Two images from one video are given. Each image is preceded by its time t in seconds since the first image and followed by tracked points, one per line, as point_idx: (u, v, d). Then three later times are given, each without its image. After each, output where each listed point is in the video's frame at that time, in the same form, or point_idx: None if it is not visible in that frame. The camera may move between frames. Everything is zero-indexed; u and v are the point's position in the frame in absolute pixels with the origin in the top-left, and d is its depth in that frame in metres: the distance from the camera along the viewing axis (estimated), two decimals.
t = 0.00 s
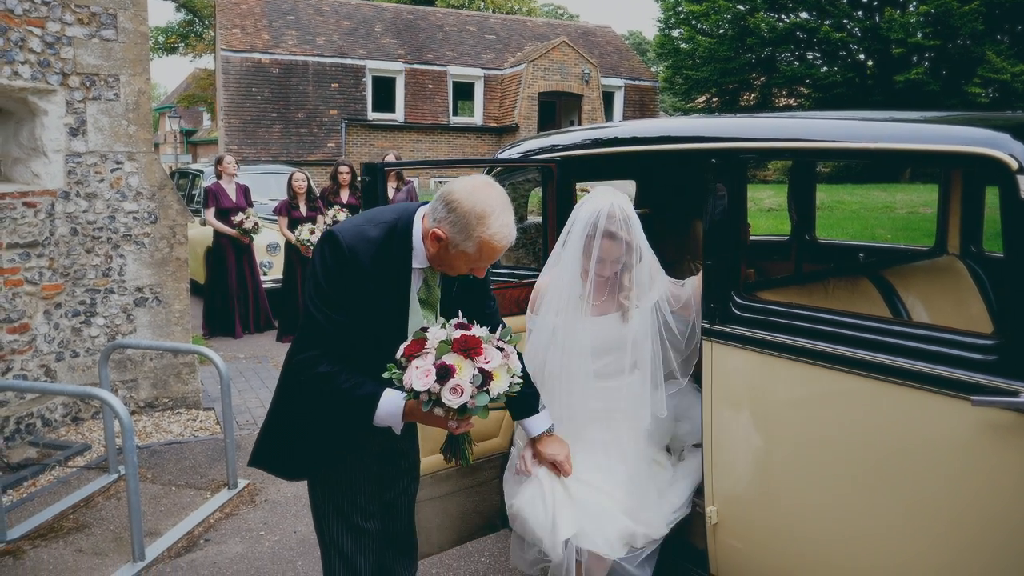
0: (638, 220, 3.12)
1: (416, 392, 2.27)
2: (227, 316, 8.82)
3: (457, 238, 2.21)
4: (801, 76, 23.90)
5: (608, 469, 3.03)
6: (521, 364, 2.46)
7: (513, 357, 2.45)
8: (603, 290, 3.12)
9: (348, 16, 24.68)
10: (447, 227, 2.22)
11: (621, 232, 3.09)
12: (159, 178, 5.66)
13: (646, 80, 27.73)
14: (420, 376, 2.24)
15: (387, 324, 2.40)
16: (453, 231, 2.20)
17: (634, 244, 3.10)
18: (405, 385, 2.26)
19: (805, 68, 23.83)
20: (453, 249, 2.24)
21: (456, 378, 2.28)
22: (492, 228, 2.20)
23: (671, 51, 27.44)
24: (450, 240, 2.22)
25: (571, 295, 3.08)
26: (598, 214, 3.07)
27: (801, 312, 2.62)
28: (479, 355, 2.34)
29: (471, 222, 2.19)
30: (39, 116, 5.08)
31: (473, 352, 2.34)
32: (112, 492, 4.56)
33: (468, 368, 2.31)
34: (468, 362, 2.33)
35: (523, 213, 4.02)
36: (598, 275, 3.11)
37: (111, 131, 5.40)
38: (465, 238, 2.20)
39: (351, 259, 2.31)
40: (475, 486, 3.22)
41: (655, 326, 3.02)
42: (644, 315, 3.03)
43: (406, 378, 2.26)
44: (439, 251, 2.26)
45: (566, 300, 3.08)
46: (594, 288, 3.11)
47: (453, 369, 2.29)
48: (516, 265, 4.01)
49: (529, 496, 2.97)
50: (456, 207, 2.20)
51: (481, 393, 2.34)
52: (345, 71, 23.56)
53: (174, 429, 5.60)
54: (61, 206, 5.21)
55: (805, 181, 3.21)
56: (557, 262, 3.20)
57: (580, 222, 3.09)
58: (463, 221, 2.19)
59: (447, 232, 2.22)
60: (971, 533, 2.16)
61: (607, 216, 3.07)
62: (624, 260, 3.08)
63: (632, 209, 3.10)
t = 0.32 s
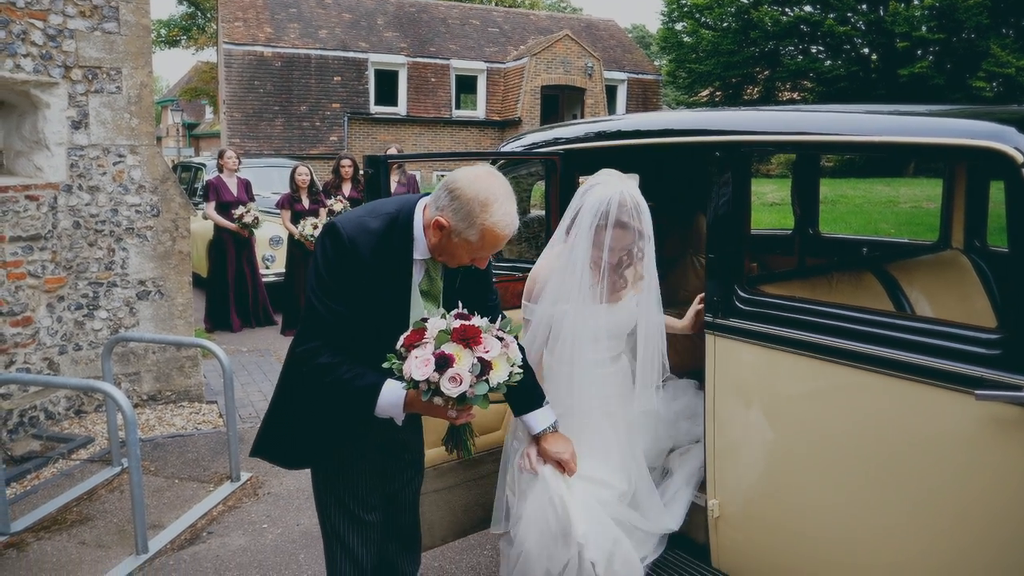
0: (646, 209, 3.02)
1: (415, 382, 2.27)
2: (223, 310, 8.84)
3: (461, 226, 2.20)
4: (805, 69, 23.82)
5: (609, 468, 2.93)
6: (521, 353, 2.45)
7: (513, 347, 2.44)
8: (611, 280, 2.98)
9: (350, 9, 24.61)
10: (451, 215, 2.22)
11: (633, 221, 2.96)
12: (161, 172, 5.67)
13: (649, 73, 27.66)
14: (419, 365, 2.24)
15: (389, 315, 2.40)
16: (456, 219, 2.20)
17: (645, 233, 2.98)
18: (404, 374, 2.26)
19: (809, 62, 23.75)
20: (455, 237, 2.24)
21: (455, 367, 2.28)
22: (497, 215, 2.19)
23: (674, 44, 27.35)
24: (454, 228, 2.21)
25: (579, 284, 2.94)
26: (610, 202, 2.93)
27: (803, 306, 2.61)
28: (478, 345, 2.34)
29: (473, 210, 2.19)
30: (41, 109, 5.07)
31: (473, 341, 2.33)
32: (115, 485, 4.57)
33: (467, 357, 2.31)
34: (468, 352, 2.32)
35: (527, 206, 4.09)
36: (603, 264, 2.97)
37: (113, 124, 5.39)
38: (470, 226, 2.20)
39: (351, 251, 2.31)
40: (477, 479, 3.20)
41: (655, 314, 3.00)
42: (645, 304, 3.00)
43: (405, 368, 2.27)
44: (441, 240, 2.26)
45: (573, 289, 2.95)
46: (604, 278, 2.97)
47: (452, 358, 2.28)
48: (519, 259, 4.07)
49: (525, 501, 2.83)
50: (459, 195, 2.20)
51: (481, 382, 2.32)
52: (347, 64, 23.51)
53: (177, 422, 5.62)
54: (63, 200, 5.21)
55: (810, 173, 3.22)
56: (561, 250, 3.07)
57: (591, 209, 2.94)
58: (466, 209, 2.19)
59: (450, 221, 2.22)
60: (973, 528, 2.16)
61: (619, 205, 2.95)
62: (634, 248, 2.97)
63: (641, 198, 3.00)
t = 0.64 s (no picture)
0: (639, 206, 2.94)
1: (415, 366, 2.24)
2: (224, 303, 8.80)
3: (453, 205, 2.20)
4: (808, 63, 23.74)
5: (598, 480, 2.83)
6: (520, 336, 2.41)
7: (512, 329, 2.40)
8: (608, 282, 2.86)
9: (351, 3, 24.56)
10: (442, 194, 2.21)
11: (630, 220, 2.87)
12: (161, 165, 5.66)
13: (651, 67, 27.59)
14: (418, 350, 2.22)
15: (386, 304, 2.40)
16: (448, 198, 2.20)
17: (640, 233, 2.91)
18: (403, 359, 2.23)
19: (812, 55, 23.67)
20: (448, 217, 2.23)
21: (454, 350, 2.24)
22: (487, 190, 2.19)
23: (676, 38, 27.27)
24: (445, 207, 2.21)
25: (575, 281, 2.80)
26: (607, 198, 2.84)
27: (804, 300, 2.60)
28: (476, 326, 2.29)
29: (464, 187, 2.18)
30: (41, 103, 5.06)
31: (470, 324, 2.28)
32: (117, 478, 4.58)
33: (466, 339, 2.27)
34: (466, 334, 2.28)
35: (526, 201, 4.02)
36: (598, 262, 2.85)
37: (114, 117, 5.39)
38: (461, 203, 2.19)
39: (342, 241, 2.30)
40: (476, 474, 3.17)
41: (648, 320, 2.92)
42: (638, 309, 2.91)
43: (404, 353, 2.24)
44: (435, 220, 2.25)
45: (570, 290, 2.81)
46: (601, 277, 2.85)
47: (451, 341, 2.24)
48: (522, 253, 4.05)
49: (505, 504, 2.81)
50: (450, 174, 2.20)
51: (481, 364, 2.29)
52: (348, 57, 23.45)
53: (178, 416, 5.62)
54: (64, 193, 5.21)
55: (812, 166, 3.23)
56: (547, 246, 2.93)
57: (586, 205, 2.83)
58: (457, 186, 2.19)
59: (441, 200, 2.21)
60: (971, 522, 2.16)
61: (616, 201, 2.85)
62: (629, 248, 2.89)
63: (634, 195, 2.94)
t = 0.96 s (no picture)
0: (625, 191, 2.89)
1: (414, 354, 2.23)
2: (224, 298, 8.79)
3: (437, 171, 2.22)
4: (809, 57, 23.68)
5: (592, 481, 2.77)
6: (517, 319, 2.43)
7: (509, 313, 2.42)
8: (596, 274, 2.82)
9: None
10: (425, 163, 2.24)
11: (614, 207, 2.82)
12: (161, 160, 5.67)
13: (652, 61, 27.53)
14: (416, 337, 2.20)
15: (379, 296, 2.38)
16: (431, 165, 2.22)
17: (626, 222, 2.86)
18: (402, 347, 2.21)
19: (813, 49, 23.60)
20: (434, 185, 2.25)
21: (453, 335, 2.24)
22: (469, 151, 2.22)
23: (677, 32, 27.20)
24: (430, 175, 2.23)
25: (562, 273, 2.75)
26: (590, 185, 2.78)
27: (803, 295, 2.61)
28: (474, 310, 2.31)
29: (446, 152, 2.21)
30: (41, 97, 5.04)
31: (468, 308, 2.30)
32: (118, 473, 4.58)
33: (465, 324, 2.28)
34: (464, 319, 2.29)
35: (527, 196, 4.10)
36: (583, 252, 2.79)
37: (113, 112, 5.38)
38: (445, 168, 2.21)
39: (331, 234, 2.28)
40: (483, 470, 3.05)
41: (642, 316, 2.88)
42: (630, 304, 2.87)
43: (403, 341, 2.22)
44: (421, 190, 2.28)
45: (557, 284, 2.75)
46: (587, 267, 2.79)
47: (449, 327, 2.25)
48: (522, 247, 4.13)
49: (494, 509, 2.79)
50: (429, 142, 2.22)
51: (480, 349, 2.29)
52: (348, 52, 23.40)
53: (179, 410, 5.63)
54: (64, 188, 5.20)
55: (813, 161, 3.26)
56: (534, 238, 2.89)
57: (567, 195, 2.79)
58: (438, 153, 2.21)
59: (425, 169, 2.24)
60: (973, 518, 2.16)
61: (599, 188, 2.80)
62: (615, 238, 2.85)
63: (621, 181, 2.87)
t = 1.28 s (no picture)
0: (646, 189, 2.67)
1: (401, 339, 2.20)
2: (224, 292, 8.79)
3: (419, 144, 2.26)
4: (810, 52, 23.61)
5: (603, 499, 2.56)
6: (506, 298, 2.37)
7: (497, 293, 2.36)
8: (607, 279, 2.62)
9: None
10: (407, 139, 2.28)
11: (631, 208, 2.60)
12: (161, 154, 5.67)
13: (652, 55, 27.48)
14: (402, 322, 2.17)
15: (373, 283, 2.37)
16: (414, 139, 2.26)
17: (645, 225, 2.65)
18: (388, 333, 2.18)
19: (814, 43, 23.53)
20: (419, 159, 2.29)
21: (440, 318, 2.20)
22: (449, 121, 2.27)
23: (677, 26, 27.14)
24: (414, 149, 2.27)
25: (569, 282, 2.57)
26: (604, 186, 2.58)
27: (802, 290, 2.63)
28: (460, 293, 2.25)
29: (426, 125, 2.25)
30: (41, 92, 5.04)
31: (453, 291, 2.25)
32: (119, 468, 4.59)
33: (450, 306, 2.23)
34: (450, 302, 2.24)
35: (528, 190, 3.99)
36: (594, 258, 2.61)
37: (113, 106, 5.38)
38: (428, 141, 2.26)
39: (321, 224, 2.30)
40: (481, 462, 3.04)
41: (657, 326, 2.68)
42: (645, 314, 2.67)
43: (390, 327, 2.19)
44: (406, 166, 2.32)
45: (563, 289, 2.56)
46: (597, 275, 2.61)
47: (435, 310, 2.20)
48: (521, 242, 4.07)
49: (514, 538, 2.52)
50: (407, 117, 2.26)
51: (468, 330, 2.23)
52: (349, 46, 23.35)
53: (179, 405, 5.63)
54: (64, 182, 5.19)
55: (814, 156, 3.17)
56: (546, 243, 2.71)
57: (577, 197, 2.61)
58: (419, 127, 2.25)
59: (409, 144, 2.28)
60: (980, 519, 2.16)
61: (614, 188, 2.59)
62: (631, 241, 2.64)
63: (640, 179, 2.65)
